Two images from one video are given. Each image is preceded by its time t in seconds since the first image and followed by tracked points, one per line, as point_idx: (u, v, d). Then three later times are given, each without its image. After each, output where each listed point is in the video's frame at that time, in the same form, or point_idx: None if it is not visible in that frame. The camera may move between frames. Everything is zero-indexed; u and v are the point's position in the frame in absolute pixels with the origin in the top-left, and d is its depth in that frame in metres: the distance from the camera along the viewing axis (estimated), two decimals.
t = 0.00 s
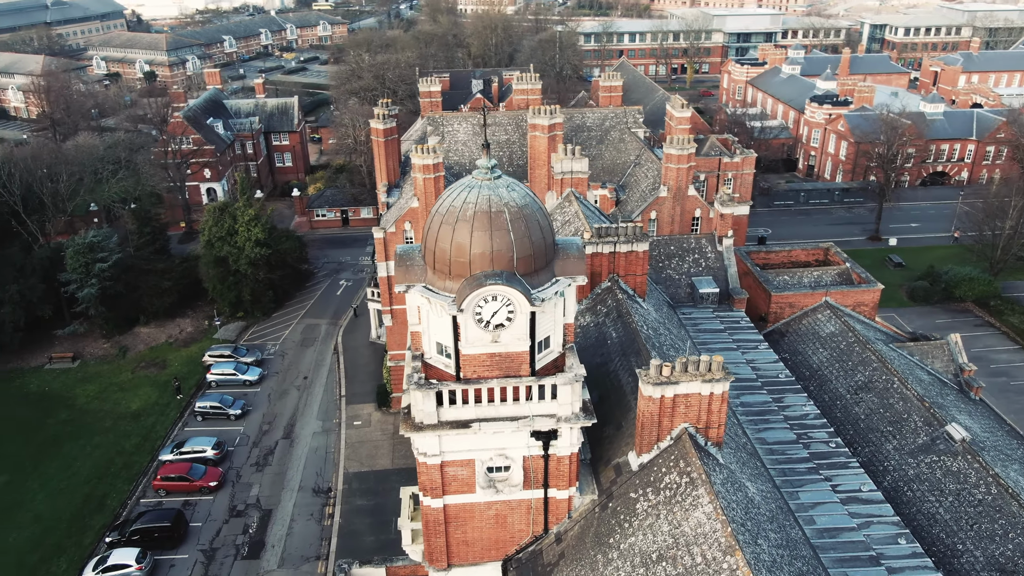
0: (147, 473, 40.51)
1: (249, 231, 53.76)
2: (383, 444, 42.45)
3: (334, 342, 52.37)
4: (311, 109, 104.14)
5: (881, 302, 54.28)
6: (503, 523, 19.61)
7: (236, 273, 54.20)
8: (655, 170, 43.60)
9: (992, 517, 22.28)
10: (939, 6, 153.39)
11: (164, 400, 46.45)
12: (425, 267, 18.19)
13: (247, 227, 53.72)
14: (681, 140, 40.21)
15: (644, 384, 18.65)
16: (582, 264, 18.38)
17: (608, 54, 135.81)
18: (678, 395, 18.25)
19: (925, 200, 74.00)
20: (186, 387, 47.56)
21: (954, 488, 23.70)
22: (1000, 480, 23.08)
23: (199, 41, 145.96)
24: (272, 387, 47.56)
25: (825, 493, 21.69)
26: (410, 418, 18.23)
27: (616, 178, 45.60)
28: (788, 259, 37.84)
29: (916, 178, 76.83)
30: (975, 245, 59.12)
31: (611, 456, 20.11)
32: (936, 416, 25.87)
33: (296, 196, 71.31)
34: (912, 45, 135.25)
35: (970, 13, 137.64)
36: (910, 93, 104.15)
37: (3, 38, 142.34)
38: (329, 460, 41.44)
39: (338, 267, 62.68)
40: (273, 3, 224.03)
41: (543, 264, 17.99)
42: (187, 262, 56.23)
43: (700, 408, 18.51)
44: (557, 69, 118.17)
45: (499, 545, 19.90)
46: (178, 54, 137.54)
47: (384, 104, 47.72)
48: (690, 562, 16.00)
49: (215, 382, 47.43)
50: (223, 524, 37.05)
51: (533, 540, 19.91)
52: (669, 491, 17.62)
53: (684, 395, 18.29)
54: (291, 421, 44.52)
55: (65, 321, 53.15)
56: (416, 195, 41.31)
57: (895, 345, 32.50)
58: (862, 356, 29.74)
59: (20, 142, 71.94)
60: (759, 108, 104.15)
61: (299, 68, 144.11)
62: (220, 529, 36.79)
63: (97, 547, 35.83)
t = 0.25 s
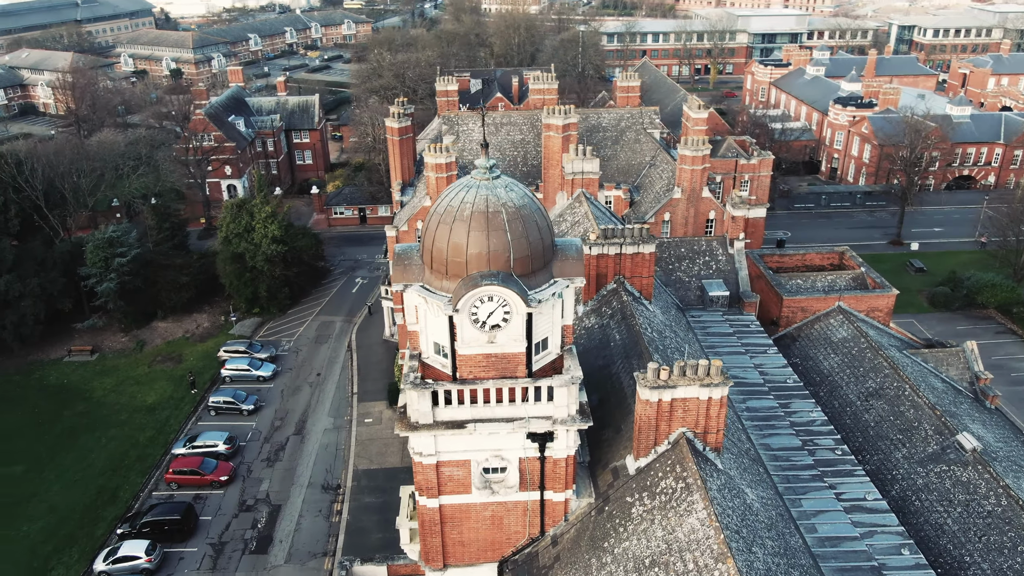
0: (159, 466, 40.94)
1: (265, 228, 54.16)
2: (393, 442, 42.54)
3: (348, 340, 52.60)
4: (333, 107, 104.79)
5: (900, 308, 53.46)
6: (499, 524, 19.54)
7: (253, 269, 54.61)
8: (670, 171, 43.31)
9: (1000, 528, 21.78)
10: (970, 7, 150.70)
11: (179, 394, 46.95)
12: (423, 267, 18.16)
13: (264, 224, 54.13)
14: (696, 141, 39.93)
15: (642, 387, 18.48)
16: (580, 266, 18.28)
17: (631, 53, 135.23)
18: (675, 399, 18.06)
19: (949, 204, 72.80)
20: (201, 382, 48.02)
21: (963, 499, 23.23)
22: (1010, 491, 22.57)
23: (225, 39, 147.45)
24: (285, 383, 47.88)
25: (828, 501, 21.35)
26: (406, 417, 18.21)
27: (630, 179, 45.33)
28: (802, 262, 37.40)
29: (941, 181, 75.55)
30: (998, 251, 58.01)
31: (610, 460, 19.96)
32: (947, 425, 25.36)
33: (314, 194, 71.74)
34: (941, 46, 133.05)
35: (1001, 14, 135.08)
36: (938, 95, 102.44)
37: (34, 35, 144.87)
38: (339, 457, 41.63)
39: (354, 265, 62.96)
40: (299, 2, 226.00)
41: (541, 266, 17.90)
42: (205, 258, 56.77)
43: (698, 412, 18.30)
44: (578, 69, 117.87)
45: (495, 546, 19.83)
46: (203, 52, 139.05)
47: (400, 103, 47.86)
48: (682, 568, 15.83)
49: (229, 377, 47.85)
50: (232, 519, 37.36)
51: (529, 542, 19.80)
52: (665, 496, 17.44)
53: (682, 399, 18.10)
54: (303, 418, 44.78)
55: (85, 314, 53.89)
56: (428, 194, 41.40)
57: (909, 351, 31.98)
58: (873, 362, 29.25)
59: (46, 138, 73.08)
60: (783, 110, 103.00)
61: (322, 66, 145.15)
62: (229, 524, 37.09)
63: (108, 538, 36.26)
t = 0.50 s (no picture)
0: (172, 460, 41.36)
1: (282, 225, 54.54)
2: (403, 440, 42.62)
3: (362, 337, 52.80)
4: (354, 105, 105.34)
5: (920, 313, 52.63)
6: (495, 525, 19.48)
7: (269, 265, 55.01)
8: (684, 172, 43.01)
9: (1008, 541, 21.29)
10: (1002, 8, 148.01)
11: (194, 388, 47.44)
12: (420, 267, 18.12)
13: (281, 221, 54.53)
14: (710, 142, 39.61)
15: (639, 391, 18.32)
16: (579, 267, 18.17)
17: (654, 53, 134.53)
18: (673, 404, 17.90)
19: (973, 209, 71.58)
20: (215, 377, 48.48)
21: (972, 510, 22.74)
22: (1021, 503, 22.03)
23: (250, 37, 148.87)
24: (298, 380, 48.19)
25: (831, 509, 21.03)
26: (401, 417, 18.20)
27: (645, 180, 45.05)
28: (816, 266, 36.94)
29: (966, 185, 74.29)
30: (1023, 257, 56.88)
31: (608, 463, 19.83)
32: (957, 434, 24.86)
33: (332, 192, 72.12)
34: (971, 48, 130.82)
35: None
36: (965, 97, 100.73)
37: (64, 32, 147.20)
38: (349, 454, 41.80)
39: (370, 263, 63.19)
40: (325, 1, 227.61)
41: (538, 267, 17.78)
42: (223, 254, 57.28)
43: (696, 417, 18.12)
44: (600, 69, 117.46)
45: (492, 548, 19.76)
46: (229, 49, 140.51)
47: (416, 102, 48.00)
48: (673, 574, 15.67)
49: (243, 372, 48.26)
50: (242, 513, 37.66)
51: (525, 544, 19.71)
52: (660, 501, 17.27)
53: (679, 404, 17.94)
54: (315, 414, 45.03)
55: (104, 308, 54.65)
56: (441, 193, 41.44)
57: (923, 358, 31.44)
58: (885, 369, 28.77)
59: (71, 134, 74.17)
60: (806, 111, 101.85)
61: (346, 64, 146.03)
62: (239, 518, 37.38)
63: (120, 529, 36.69)
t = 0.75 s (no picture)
0: (185, 453, 41.77)
1: (298, 223, 54.89)
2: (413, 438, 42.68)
3: (375, 335, 52.99)
4: (375, 104, 105.79)
5: (940, 319, 51.72)
6: (491, 526, 19.41)
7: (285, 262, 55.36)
8: (699, 174, 42.67)
9: (1017, 554, 20.79)
10: None
11: (208, 383, 47.91)
12: (418, 267, 18.09)
13: (297, 218, 54.86)
14: (725, 144, 39.26)
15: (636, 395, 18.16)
16: (577, 269, 18.05)
17: (677, 54, 133.64)
18: (669, 408, 17.73)
19: (998, 214, 70.23)
20: (230, 372, 48.92)
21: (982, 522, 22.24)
22: None
23: (275, 35, 150.04)
24: (311, 376, 48.47)
25: (834, 517, 20.71)
26: (397, 416, 18.20)
27: (659, 181, 44.75)
28: (831, 270, 36.44)
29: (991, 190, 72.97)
30: None
31: (605, 466, 19.70)
32: (968, 443, 24.34)
33: (350, 190, 72.46)
34: (1001, 50, 128.44)
35: None
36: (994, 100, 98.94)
37: (94, 29, 149.34)
38: (359, 451, 41.95)
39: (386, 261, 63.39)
40: None
41: (535, 268, 17.70)
42: (240, 251, 57.76)
43: (693, 421, 17.93)
44: (622, 69, 116.86)
45: (487, 549, 19.71)
46: (253, 47, 141.71)
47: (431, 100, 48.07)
48: None
49: (256, 368, 48.63)
50: (251, 508, 37.93)
51: (521, 546, 19.63)
52: (654, 506, 17.09)
53: (676, 408, 17.76)
54: (326, 411, 45.26)
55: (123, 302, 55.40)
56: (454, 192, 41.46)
57: (937, 365, 30.86)
58: (896, 375, 28.27)
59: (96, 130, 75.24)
60: (830, 113, 100.50)
61: (369, 63, 146.61)
62: (248, 513, 37.66)
63: (131, 522, 37.11)
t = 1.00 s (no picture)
0: (197, 447, 42.16)
1: (315, 220, 55.23)
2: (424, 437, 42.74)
3: (389, 333, 53.11)
4: (397, 103, 106.19)
5: (961, 326, 50.78)
6: (486, 527, 19.33)
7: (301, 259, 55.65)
8: (714, 176, 42.32)
9: None
10: None
11: (223, 378, 48.39)
12: (415, 266, 18.05)
13: (314, 216, 55.23)
14: (740, 145, 38.90)
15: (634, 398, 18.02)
16: (575, 269, 17.93)
17: (701, 54, 132.72)
18: (666, 412, 17.56)
19: None
20: (244, 367, 49.36)
21: (991, 534, 21.72)
22: None
23: (300, 34, 151.13)
24: (324, 373, 48.72)
25: (837, 525, 20.39)
26: (393, 415, 18.19)
27: (674, 183, 44.41)
28: (845, 275, 35.92)
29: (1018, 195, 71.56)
30: None
31: (603, 469, 19.58)
32: (979, 453, 23.82)
33: (369, 188, 72.78)
34: None
35: None
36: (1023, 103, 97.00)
37: (122, 27, 151.50)
38: (369, 449, 42.09)
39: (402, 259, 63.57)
40: None
41: (532, 269, 17.60)
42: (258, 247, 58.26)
43: (690, 426, 17.74)
44: (644, 69, 116.24)
45: (483, 550, 19.64)
46: (278, 46, 142.89)
47: (448, 100, 48.02)
48: None
49: (270, 364, 48.97)
50: (260, 503, 38.20)
51: (517, 548, 19.53)
52: (649, 511, 16.92)
53: (673, 412, 17.60)
54: (338, 408, 45.46)
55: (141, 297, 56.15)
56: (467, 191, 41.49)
57: (952, 373, 30.28)
58: (908, 382, 27.78)
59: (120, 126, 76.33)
60: (854, 116, 99.14)
61: (392, 62, 147.26)
62: (257, 508, 37.94)
63: (143, 514, 37.53)
